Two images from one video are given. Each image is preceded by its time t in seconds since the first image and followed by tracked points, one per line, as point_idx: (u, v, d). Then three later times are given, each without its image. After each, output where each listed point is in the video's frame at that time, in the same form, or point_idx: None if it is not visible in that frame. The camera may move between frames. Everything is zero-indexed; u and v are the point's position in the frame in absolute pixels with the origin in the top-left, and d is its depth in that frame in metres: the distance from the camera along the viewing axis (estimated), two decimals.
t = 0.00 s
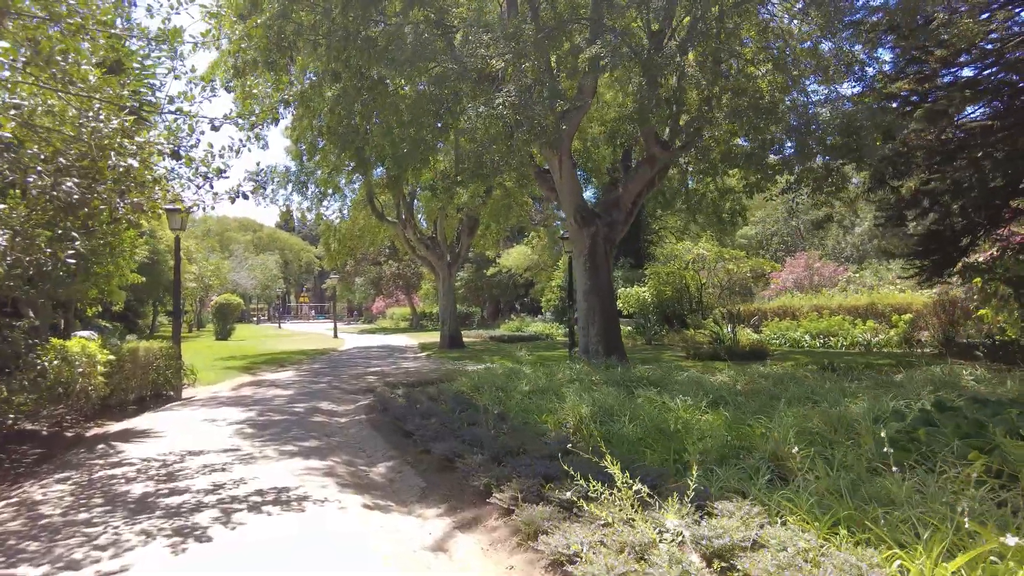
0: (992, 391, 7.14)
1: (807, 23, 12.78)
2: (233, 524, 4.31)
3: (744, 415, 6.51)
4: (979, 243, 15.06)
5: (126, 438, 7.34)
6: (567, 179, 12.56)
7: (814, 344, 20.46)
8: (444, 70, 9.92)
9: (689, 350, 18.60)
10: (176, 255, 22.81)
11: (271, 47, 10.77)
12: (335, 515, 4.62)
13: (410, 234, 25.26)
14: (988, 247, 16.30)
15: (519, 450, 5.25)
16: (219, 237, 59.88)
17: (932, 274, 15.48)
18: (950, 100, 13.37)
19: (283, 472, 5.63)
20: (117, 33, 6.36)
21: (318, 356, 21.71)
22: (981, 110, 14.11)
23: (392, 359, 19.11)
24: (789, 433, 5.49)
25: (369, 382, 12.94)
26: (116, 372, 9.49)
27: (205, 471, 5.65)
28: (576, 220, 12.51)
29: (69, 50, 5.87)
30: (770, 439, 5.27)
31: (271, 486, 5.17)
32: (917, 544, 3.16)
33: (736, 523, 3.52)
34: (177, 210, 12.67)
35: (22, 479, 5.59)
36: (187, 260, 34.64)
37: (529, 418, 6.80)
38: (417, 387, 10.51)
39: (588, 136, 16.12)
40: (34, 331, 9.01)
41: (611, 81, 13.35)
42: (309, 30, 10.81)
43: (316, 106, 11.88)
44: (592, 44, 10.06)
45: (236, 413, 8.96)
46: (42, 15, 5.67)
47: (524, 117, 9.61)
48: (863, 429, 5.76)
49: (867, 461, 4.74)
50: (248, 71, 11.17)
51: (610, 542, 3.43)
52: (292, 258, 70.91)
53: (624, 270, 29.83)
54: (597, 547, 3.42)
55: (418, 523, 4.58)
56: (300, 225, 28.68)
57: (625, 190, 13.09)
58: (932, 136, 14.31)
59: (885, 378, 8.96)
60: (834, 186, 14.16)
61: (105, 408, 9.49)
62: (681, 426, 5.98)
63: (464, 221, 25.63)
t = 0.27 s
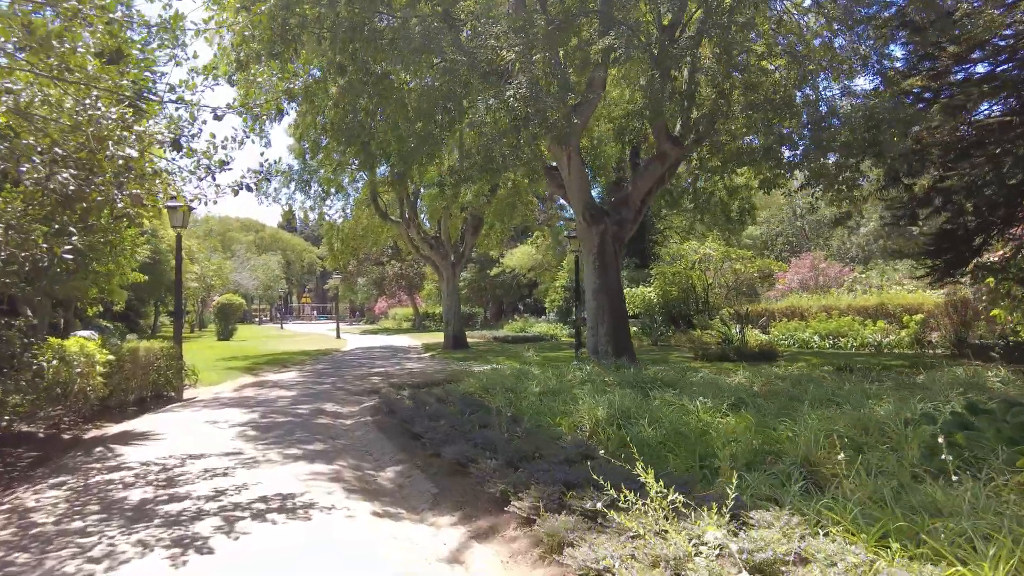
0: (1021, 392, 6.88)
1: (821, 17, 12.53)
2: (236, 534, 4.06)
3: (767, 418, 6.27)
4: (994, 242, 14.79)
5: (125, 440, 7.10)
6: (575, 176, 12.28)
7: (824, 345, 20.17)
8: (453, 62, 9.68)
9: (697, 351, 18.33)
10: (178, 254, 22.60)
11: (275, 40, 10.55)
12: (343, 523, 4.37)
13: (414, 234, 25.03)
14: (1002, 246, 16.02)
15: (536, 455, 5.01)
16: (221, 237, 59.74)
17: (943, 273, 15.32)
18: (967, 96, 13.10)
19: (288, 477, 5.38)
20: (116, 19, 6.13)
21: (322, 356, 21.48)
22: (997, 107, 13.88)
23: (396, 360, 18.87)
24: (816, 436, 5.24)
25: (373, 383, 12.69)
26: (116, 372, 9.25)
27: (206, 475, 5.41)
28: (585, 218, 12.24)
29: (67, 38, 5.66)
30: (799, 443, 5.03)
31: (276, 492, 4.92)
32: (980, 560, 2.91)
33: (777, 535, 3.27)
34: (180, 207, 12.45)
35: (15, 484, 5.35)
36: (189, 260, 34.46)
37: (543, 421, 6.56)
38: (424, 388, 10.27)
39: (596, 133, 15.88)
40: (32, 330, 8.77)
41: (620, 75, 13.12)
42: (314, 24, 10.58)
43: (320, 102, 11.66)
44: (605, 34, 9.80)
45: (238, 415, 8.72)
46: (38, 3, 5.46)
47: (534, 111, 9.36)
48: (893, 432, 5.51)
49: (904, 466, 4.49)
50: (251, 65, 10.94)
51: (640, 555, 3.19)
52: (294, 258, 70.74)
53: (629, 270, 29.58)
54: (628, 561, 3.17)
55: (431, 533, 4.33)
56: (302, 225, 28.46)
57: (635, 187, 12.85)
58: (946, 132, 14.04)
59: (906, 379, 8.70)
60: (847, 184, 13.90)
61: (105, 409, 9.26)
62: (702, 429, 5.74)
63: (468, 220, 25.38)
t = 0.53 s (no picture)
0: None
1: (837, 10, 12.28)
2: (234, 553, 3.83)
3: (787, 427, 6.04)
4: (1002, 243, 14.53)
5: (120, 448, 6.86)
6: (581, 176, 12.06)
7: (830, 346, 19.93)
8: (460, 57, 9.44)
9: (702, 353, 18.10)
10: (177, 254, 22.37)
11: (276, 37, 10.33)
12: (347, 540, 4.14)
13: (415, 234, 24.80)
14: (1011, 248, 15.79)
15: (549, 468, 4.78)
16: (221, 238, 59.53)
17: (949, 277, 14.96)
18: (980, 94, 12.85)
19: (289, 489, 5.15)
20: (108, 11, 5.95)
21: (322, 358, 21.25)
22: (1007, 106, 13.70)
23: (398, 362, 18.65)
24: (843, 448, 5.00)
25: (375, 386, 12.47)
26: (112, 376, 9.03)
27: (203, 487, 5.18)
28: (591, 219, 12.01)
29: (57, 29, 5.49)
30: (826, 454, 4.80)
31: (276, 506, 4.69)
32: None
33: (816, 558, 3.04)
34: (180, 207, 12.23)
35: (4, 496, 5.12)
36: (189, 260, 34.23)
37: (554, 429, 6.33)
38: (428, 392, 10.05)
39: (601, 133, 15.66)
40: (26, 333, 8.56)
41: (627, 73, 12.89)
42: (315, 20, 10.37)
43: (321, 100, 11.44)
44: (616, 29, 9.58)
45: (237, 420, 8.49)
46: None
47: (541, 109, 9.13)
48: (921, 442, 5.26)
49: (941, 479, 4.25)
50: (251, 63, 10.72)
51: None
52: (293, 258, 70.51)
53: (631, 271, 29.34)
54: None
55: (441, 551, 4.10)
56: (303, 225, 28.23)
57: (642, 187, 12.60)
58: (957, 132, 13.82)
59: (923, 385, 8.46)
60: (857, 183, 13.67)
61: (101, 414, 9.03)
62: (721, 440, 5.51)
63: (470, 221, 25.15)
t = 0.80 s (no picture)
0: None
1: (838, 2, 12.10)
2: (217, 566, 3.55)
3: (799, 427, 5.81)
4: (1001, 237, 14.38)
5: (101, 451, 6.56)
6: (578, 171, 11.82)
7: (826, 345, 19.80)
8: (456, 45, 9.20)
9: (698, 352, 17.91)
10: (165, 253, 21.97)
11: (264, 27, 10.05)
12: (339, 551, 3.87)
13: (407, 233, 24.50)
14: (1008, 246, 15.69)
15: (553, 473, 4.54)
16: (210, 237, 58.98)
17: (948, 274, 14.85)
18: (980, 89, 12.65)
19: (277, 495, 4.87)
20: None
21: (313, 358, 20.92)
22: (1002, 104, 13.51)
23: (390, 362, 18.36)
24: (860, 449, 4.77)
25: (367, 387, 12.19)
26: (95, 377, 8.71)
27: (186, 493, 4.89)
28: (588, 215, 11.77)
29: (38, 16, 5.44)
30: (844, 456, 4.56)
31: (263, 513, 4.42)
32: None
33: (849, 568, 2.80)
34: (168, 203, 11.91)
35: None
36: (177, 259, 33.78)
37: (556, 431, 6.08)
38: (422, 393, 9.78)
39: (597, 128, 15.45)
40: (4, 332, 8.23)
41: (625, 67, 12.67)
42: (306, 9, 10.10)
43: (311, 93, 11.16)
44: (616, 18, 9.37)
45: (224, 422, 8.20)
46: None
47: (538, 100, 8.90)
48: (940, 442, 5.04)
49: (967, 482, 4.02)
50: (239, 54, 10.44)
51: None
52: (284, 258, 69.98)
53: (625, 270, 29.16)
54: None
55: (440, 562, 3.84)
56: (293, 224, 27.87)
57: (639, 183, 12.36)
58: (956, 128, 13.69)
59: (931, 384, 8.26)
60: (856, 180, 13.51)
61: (82, 416, 8.72)
62: (731, 442, 5.27)
63: (463, 219, 24.89)
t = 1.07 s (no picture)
0: None
1: None
2: None
3: (813, 433, 5.59)
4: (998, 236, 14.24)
5: (79, 460, 6.22)
6: (574, 168, 11.55)
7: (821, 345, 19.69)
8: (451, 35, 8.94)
9: (694, 352, 17.72)
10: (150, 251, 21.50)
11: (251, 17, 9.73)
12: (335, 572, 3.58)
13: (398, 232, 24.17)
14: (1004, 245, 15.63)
15: (561, 486, 4.27)
16: (196, 236, 58.25)
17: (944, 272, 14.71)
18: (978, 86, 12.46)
19: (267, 508, 4.57)
20: None
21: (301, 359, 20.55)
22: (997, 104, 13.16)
23: (381, 363, 18.04)
24: (883, 457, 4.53)
25: (358, 389, 11.87)
26: (74, 380, 8.36)
27: (169, 507, 4.57)
28: (584, 213, 11.52)
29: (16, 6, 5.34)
30: (868, 465, 4.32)
31: (251, 530, 4.11)
32: None
33: None
34: (152, 199, 11.53)
35: None
36: (162, 258, 33.21)
37: (560, 438, 5.82)
38: (416, 396, 9.50)
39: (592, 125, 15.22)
40: None
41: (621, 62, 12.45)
42: None
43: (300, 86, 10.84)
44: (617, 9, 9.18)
45: (211, 427, 7.87)
46: None
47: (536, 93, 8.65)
48: (964, 447, 4.81)
49: (1003, 493, 3.79)
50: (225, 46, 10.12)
51: None
52: (271, 257, 69.30)
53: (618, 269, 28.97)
54: None
55: None
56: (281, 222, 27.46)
57: (637, 180, 12.10)
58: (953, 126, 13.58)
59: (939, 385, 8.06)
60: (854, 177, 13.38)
61: (61, 421, 8.36)
62: (745, 450, 5.02)
63: (454, 218, 24.60)
